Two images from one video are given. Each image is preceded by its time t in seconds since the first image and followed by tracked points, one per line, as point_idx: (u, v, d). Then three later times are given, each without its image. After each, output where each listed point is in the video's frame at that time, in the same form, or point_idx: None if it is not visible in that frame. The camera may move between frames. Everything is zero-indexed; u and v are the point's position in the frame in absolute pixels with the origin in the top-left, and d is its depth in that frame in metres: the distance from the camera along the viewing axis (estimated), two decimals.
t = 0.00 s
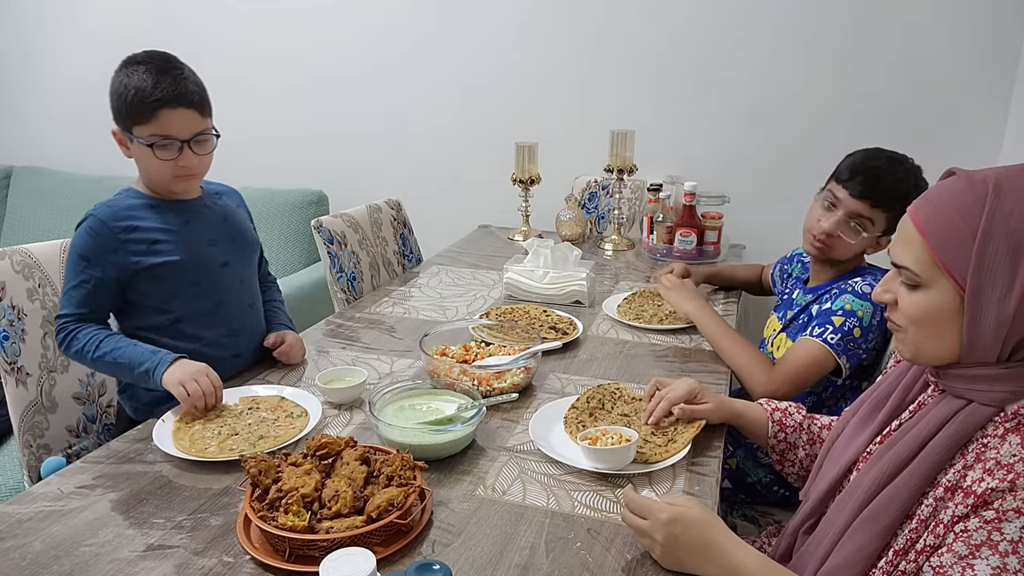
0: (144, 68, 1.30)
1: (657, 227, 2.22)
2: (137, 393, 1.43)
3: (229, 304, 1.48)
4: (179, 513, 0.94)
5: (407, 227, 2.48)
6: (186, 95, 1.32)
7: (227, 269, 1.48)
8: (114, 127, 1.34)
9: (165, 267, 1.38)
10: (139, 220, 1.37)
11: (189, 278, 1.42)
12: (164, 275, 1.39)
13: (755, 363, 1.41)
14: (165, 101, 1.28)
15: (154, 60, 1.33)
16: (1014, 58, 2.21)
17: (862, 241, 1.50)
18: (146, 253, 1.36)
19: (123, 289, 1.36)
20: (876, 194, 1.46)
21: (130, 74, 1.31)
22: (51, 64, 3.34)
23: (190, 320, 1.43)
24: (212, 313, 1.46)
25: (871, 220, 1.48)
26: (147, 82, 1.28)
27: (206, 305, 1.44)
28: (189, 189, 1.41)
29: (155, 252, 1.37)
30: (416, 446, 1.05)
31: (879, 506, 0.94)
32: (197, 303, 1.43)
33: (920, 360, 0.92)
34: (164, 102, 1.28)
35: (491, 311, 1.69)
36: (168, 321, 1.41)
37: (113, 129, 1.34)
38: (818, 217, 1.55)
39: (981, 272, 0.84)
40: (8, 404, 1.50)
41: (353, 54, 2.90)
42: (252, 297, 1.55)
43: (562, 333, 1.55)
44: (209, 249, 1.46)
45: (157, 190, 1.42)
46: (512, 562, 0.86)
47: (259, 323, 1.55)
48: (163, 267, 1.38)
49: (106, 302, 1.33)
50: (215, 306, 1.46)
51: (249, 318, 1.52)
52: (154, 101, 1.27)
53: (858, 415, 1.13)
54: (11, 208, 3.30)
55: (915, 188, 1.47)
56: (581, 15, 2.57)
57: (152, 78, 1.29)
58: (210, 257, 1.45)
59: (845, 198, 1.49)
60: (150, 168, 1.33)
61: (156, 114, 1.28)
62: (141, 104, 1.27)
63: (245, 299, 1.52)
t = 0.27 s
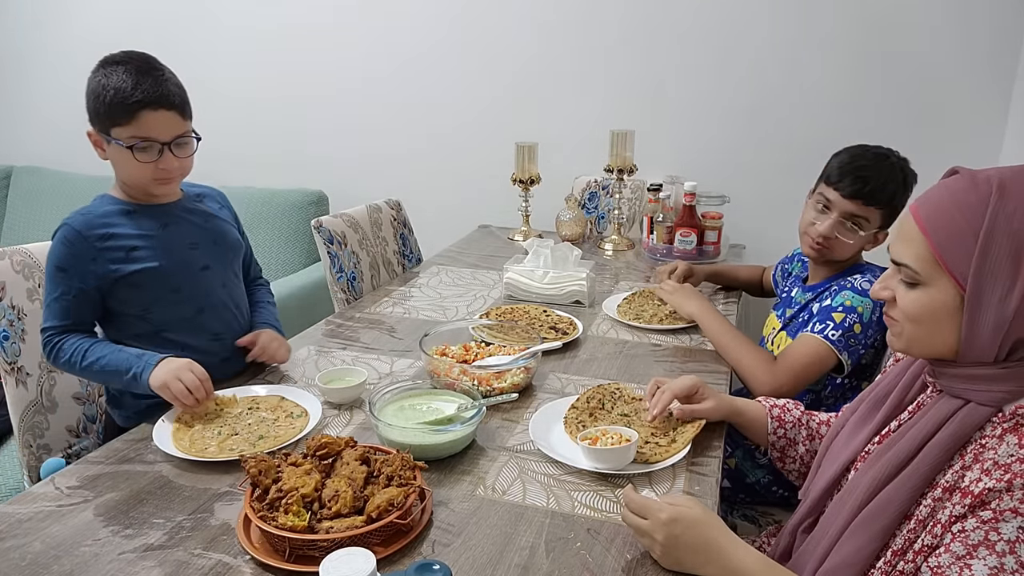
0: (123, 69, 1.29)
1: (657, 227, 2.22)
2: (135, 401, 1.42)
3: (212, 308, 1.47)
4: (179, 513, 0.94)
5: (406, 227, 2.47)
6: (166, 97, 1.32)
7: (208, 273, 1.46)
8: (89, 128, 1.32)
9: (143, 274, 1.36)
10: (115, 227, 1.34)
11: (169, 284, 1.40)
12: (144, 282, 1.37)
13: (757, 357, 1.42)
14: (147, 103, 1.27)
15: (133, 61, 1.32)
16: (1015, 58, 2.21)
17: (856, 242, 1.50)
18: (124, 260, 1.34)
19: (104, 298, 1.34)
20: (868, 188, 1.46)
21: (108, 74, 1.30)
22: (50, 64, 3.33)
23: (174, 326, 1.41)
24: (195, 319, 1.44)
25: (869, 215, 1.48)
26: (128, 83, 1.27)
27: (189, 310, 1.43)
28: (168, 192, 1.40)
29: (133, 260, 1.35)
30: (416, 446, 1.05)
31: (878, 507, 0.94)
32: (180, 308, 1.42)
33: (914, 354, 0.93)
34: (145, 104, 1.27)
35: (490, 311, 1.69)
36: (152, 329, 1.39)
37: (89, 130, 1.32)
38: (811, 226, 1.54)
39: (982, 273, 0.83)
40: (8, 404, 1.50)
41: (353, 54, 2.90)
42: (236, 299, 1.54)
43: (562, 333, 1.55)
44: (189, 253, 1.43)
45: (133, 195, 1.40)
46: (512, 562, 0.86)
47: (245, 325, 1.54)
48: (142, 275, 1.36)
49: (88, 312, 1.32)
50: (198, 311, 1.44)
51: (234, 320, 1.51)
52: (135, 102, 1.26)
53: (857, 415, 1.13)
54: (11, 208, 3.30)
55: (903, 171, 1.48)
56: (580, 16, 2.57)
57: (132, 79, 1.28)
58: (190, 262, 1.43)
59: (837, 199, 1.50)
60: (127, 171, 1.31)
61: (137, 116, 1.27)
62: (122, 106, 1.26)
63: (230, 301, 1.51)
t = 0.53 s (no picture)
0: (113, 68, 1.29)
1: (657, 227, 2.22)
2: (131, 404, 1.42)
3: (201, 310, 1.45)
4: (179, 513, 0.94)
5: (406, 227, 2.47)
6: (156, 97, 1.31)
7: (195, 275, 1.44)
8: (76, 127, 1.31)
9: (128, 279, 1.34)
10: (99, 231, 1.33)
11: (156, 288, 1.39)
12: (131, 287, 1.35)
13: (752, 343, 1.44)
14: (137, 102, 1.27)
15: (124, 61, 1.32)
16: (1015, 58, 2.21)
17: (844, 242, 1.50)
18: (108, 265, 1.33)
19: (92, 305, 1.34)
20: (851, 183, 1.47)
21: (98, 73, 1.29)
22: (50, 63, 3.33)
23: (163, 329, 1.40)
24: (184, 322, 1.43)
25: (854, 211, 1.48)
26: (118, 82, 1.27)
27: (178, 314, 1.42)
28: (156, 194, 1.39)
29: (118, 265, 1.34)
30: (416, 446, 1.05)
31: (880, 508, 0.94)
32: (168, 312, 1.41)
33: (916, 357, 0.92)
34: (135, 103, 1.27)
35: (490, 311, 1.69)
36: (142, 333, 1.39)
37: (75, 129, 1.31)
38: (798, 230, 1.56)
39: (986, 276, 0.83)
40: (8, 404, 1.51)
41: (353, 54, 2.90)
42: (227, 299, 1.52)
43: (562, 333, 1.55)
44: (175, 255, 1.41)
45: (118, 198, 1.38)
46: (512, 562, 0.86)
47: (235, 325, 1.54)
48: (127, 280, 1.34)
49: (79, 318, 1.32)
50: (187, 314, 1.43)
51: (223, 321, 1.51)
52: (125, 101, 1.26)
53: (858, 415, 1.12)
54: (11, 208, 3.30)
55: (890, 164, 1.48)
56: (580, 19, 2.57)
57: (122, 78, 1.28)
58: (177, 265, 1.41)
59: (818, 202, 1.51)
60: (114, 171, 1.30)
61: (127, 115, 1.27)
62: (112, 104, 1.26)
63: (219, 302, 1.50)
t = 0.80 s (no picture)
0: (115, 71, 1.29)
1: (657, 227, 2.22)
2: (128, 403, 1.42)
3: (196, 311, 1.45)
4: (179, 513, 0.94)
5: (407, 227, 2.47)
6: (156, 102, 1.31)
7: (190, 276, 1.44)
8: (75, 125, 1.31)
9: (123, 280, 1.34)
10: (93, 232, 1.33)
11: (151, 289, 1.38)
12: (127, 288, 1.35)
13: (749, 350, 1.43)
14: (136, 106, 1.27)
15: (127, 64, 1.32)
16: (1015, 57, 2.21)
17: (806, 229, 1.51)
18: (102, 267, 1.33)
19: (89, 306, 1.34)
20: (807, 171, 1.50)
21: (99, 74, 1.29)
22: (50, 64, 3.33)
23: (158, 330, 1.41)
24: (180, 323, 1.43)
25: (812, 198, 1.49)
26: (119, 86, 1.26)
27: (174, 314, 1.42)
28: (149, 196, 1.39)
29: (112, 266, 1.33)
30: (416, 446, 1.05)
31: (881, 513, 0.94)
32: (165, 312, 1.41)
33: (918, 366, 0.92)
34: (134, 107, 1.27)
35: (490, 311, 1.69)
36: (138, 334, 1.39)
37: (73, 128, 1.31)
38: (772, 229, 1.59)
39: (985, 284, 0.83)
40: (8, 404, 1.51)
41: (354, 54, 2.90)
42: (223, 298, 1.52)
43: (562, 333, 1.55)
44: (168, 255, 1.41)
45: (112, 198, 1.38)
46: (512, 562, 0.86)
47: (232, 324, 1.54)
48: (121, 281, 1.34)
49: (80, 320, 1.32)
50: (182, 315, 1.43)
51: (220, 320, 1.51)
52: (125, 105, 1.26)
53: (857, 417, 1.12)
54: (11, 208, 3.30)
55: (858, 157, 1.48)
56: (580, 19, 2.57)
57: (123, 82, 1.27)
58: (171, 266, 1.41)
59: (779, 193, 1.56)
60: (110, 173, 1.30)
61: (124, 118, 1.26)
62: (110, 108, 1.25)
63: (215, 302, 1.50)
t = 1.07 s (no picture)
0: (113, 74, 1.29)
1: (657, 227, 2.22)
2: (126, 404, 1.42)
3: (193, 312, 1.45)
4: (179, 513, 0.94)
5: (407, 227, 2.48)
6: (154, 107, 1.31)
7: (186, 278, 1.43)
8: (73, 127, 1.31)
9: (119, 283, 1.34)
10: (90, 234, 1.33)
11: (148, 291, 1.38)
12: (123, 291, 1.35)
13: (749, 353, 1.43)
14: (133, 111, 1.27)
15: (127, 67, 1.32)
16: (1015, 57, 2.21)
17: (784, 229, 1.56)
18: (98, 269, 1.32)
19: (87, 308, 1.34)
20: (784, 169, 1.57)
21: (99, 77, 1.29)
22: (50, 64, 3.33)
23: (156, 332, 1.40)
24: (177, 324, 1.43)
25: (788, 193, 1.55)
26: (117, 89, 1.26)
27: (171, 315, 1.42)
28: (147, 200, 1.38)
29: (108, 267, 1.33)
30: (415, 446, 1.05)
31: (882, 516, 0.95)
32: (162, 314, 1.41)
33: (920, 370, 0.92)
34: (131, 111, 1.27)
35: (491, 311, 1.69)
36: (135, 336, 1.39)
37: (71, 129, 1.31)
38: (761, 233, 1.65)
39: (984, 290, 0.83)
40: (8, 404, 1.51)
41: (353, 54, 2.89)
42: (221, 300, 1.52)
43: (562, 333, 1.55)
44: (164, 258, 1.40)
45: (110, 200, 1.38)
46: (512, 562, 0.86)
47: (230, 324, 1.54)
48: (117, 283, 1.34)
49: (80, 321, 1.33)
50: (180, 317, 1.43)
51: (218, 321, 1.50)
52: (121, 109, 1.26)
53: (856, 419, 1.13)
54: (11, 208, 3.30)
55: (838, 156, 1.53)
56: (580, 19, 2.57)
57: (121, 85, 1.27)
58: (167, 268, 1.40)
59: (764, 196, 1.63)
60: (106, 175, 1.30)
61: (120, 122, 1.26)
62: (106, 111, 1.25)
63: (213, 304, 1.49)
